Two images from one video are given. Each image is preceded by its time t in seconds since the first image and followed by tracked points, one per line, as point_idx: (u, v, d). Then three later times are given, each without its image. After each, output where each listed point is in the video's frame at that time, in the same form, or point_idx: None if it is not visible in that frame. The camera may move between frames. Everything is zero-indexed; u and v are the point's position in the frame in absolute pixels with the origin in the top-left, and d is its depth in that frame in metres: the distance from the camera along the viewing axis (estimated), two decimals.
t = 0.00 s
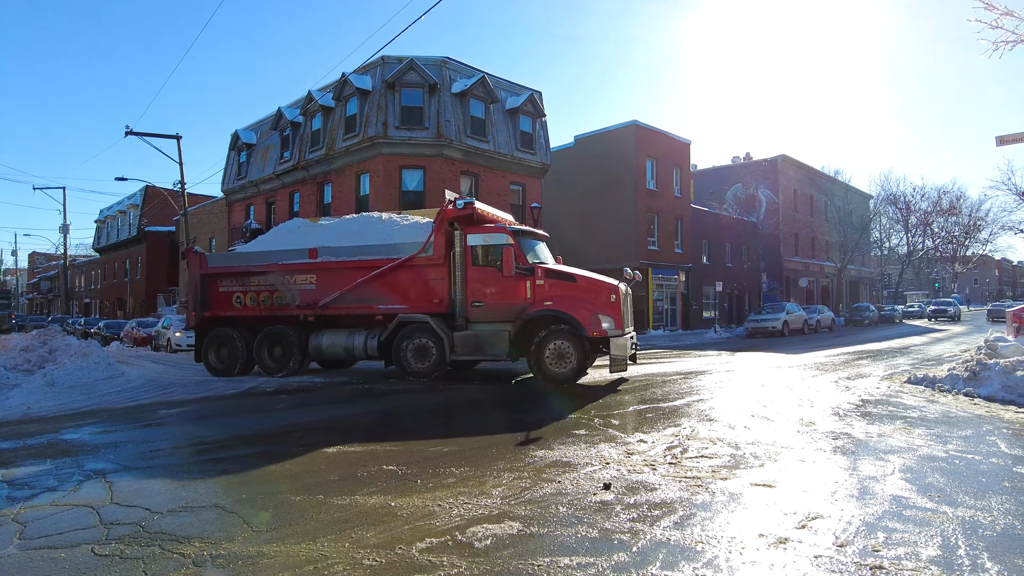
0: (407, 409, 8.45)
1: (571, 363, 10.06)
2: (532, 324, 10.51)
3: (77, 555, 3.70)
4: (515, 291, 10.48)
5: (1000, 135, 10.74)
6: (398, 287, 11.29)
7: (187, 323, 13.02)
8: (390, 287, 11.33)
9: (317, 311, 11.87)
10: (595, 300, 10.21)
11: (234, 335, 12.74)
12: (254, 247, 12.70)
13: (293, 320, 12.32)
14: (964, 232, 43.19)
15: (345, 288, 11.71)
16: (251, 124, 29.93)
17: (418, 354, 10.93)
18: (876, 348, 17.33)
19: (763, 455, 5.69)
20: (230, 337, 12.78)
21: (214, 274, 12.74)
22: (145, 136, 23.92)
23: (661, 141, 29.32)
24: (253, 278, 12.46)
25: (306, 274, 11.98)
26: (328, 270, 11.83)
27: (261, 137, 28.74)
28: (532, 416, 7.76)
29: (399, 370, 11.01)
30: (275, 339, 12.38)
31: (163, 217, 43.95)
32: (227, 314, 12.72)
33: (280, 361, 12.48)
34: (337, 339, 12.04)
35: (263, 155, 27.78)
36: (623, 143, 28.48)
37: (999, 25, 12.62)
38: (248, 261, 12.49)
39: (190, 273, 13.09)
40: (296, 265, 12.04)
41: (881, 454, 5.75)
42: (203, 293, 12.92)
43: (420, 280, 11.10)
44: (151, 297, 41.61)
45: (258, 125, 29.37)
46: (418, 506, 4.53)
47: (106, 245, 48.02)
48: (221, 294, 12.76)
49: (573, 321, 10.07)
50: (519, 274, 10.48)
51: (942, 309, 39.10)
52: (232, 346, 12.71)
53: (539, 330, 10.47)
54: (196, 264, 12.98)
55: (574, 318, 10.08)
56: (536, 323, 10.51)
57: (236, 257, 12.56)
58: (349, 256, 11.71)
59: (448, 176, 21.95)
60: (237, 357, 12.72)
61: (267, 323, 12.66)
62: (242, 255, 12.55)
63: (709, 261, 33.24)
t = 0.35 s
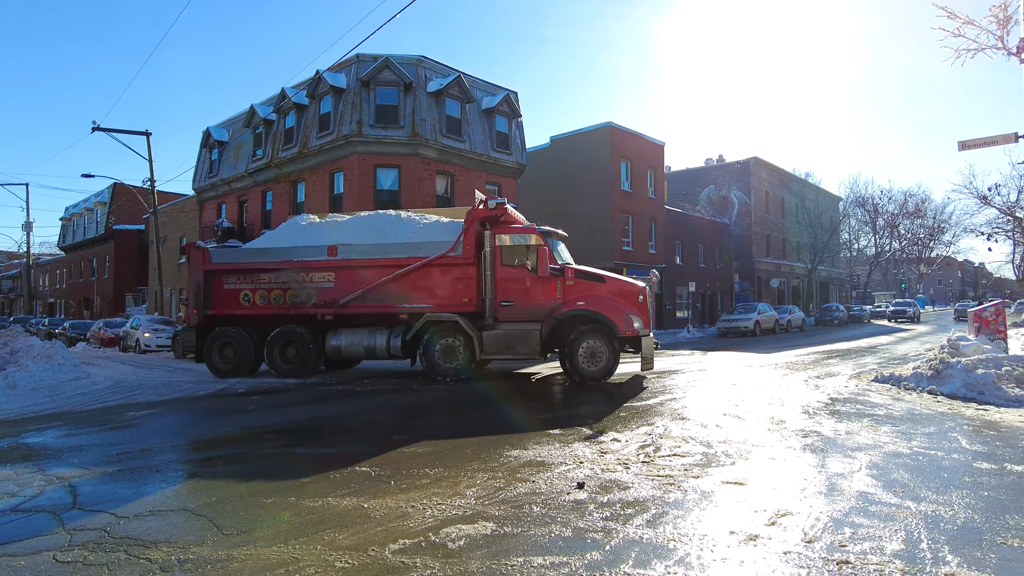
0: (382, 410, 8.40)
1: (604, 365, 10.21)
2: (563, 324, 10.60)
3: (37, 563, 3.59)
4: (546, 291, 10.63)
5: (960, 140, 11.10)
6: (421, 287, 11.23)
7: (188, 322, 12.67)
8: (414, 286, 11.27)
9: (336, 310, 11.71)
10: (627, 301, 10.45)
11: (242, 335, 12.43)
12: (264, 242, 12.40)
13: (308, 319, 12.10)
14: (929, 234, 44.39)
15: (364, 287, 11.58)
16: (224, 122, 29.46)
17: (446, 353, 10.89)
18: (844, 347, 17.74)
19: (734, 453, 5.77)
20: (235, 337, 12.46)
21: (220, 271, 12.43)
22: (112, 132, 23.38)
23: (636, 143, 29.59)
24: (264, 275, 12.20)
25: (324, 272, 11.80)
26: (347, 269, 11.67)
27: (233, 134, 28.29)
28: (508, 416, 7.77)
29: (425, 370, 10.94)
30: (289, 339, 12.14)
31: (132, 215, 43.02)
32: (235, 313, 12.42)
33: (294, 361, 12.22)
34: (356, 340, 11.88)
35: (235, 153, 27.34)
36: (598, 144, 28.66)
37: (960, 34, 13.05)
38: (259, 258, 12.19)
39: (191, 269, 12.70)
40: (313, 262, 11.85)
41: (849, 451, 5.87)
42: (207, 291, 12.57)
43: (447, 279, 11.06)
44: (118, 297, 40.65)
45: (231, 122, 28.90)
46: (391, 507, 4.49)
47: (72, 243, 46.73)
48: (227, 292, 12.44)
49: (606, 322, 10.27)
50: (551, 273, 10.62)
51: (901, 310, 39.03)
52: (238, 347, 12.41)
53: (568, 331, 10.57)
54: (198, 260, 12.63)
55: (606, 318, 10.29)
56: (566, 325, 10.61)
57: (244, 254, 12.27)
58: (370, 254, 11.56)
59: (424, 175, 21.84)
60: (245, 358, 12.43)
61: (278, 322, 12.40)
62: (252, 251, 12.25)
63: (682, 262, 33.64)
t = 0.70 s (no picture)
0: (360, 410, 8.32)
1: (634, 365, 10.55)
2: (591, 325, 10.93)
3: None
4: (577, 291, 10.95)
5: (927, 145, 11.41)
6: (451, 286, 11.23)
7: (199, 320, 12.19)
8: (442, 286, 11.25)
9: (361, 309, 11.55)
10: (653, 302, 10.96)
11: (258, 334, 12.04)
12: (283, 240, 12.11)
13: (330, 318, 11.85)
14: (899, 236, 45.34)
15: (391, 286, 11.46)
16: (197, 119, 28.99)
17: (476, 352, 10.81)
18: (817, 347, 18.05)
19: (709, 451, 5.84)
20: (250, 337, 12.05)
21: (236, 269, 12.07)
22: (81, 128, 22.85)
23: (613, 144, 29.78)
24: (282, 272, 11.87)
25: (349, 270, 11.62)
26: (373, 268, 11.53)
27: (208, 131, 27.86)
28: (486, 416, 7.75)
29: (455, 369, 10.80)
30: (309, 339, 11.82)
31: (103, 213, 42.14)
32: (250, 312, 12.06)
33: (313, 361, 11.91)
34: (380, 339, 11.66)
35: (210, 150, 26.90)
36: (576, 144, 28.77)
37: (927, 41, 13.39)
38: (279, 255, 11.87)
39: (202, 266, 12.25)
40: (338, 261, 11.64)
41: (821, 449, 5.98)
42: (220, 289, 12.15)
43: (478, 279, 11.12)
44: (88, 296, 39.68)
45: (205, 119, 28.45)
46: (366, 509, 4.46)
47: (39, 241, 45.53)
48: (241, 290, 12.07)
49: (636, 321, 10.73)
50: (582, 274, 10.97)
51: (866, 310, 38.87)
52: (253, 347, 12.00)
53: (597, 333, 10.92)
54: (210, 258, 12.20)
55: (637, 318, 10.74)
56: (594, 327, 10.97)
57: (262, 251, 11.94)
58: (398, 254, 11.48)
59: (401, 174, 21.69)
60: (260, 358, 12.01)
61: (295, 321, 12.09)
62: (271, 248, 11.93)
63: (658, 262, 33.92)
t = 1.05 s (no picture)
0: (341, 411, 8.27)
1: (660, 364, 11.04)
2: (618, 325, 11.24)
3: None
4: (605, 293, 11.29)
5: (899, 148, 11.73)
6: (486, 286, 11.16)
7: (220, 321, 11.45)
8: (477, 287, 11.17)
9: (396, 310, 11.21)
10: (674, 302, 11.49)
11: (284, 335, 11.52)
12: (307, 238, 11.50)
13: (361, 318, 11.45)
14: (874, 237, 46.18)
15: (426, 286, 11.21)
16: (175, 116, 28.57)
17: (509, 351, 10.96)
18: (794, 346, 18.38)
19: (688, 450, 5.89)
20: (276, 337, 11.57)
21: (260, 268, 11.41)
22: (54, 124, 22.39)
23: (594, 145, 29.91)
24: (310, 272, 11.30)
25: (382, 270, 11.23)
26: (408, 268, 11.23)
27: (185, 129, 27.45)
28: (466, 416, 7.74)
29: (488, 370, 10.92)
30: (339, 338, 11.46)
31: (76, 211, 41.37)
32: (276, 312, 11.44)
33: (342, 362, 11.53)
34: (412, 339, 11.44)
35: (187, 148, 26.52)
36: (557, 145, 28.84)
37: (901, 46, 13.66)
38: (306, 254, 11.29)
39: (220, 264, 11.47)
40: (370, 260, 11.23)
41: (797, 447, 6.06)
42: (242, 287, 11.46)
43: (512, 280, 11.11)
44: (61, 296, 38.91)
45: (182, 117, 28.02)
46: (345, 510, 4.42)
47: (10, 240, 44.51)
48: (266, 289, 11.43)
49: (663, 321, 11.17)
50: (611, 276, 11.30)
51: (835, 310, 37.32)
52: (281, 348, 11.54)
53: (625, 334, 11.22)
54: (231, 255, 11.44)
55: (663, 318, 11.23)
56: (619, 328, 11.30)
57: (286, 249, 11.30)
58: (434, 254, 11.25)
59: (382, 173, 21.55)
60: (289, 359, 11.57)
61: (323, 321, 11.62)
62: (297, 246, 11.33)
63: (638, 262, 34.18)
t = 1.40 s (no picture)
0: (326, 411, 8.21)
1: (682, 364, 11.73)
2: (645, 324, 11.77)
3: None
4: (632, 293, 11.83)
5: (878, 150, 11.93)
6: (519, 286, 11.46)
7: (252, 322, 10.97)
8: (511, 287, 11.45)
9: (433, 310, 11.31)
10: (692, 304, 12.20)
11: (321, 335, 11.28)
12: (342, 236, 11.29)
13: (396, 318, 11.42)
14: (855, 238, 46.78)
15: (462, 286, 11.36)
16: (156, 113, 28.20)
17: (542, 350, 11.34)
18: (777, 345, 18.61)
19: (672, 449, 5.94)
20: (312, 336, 11.29)
21: (295, 267, 11.06)
22: (31, 121, 21.99)
23: (579, 145, 29.99)
24: (346, 271, 11.14)
25: (419, 269, 11.27)
26: (445, 268, 11.31)
27: (167, 126, 27.09)
28: (452, 416, 7.73)
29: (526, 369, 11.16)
30: (377, 337, 11.40)
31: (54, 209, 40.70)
32: (312, 312, 11.13)
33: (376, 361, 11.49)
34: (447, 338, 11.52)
35: (168, 146, 26.19)
36: (542, 145, 28.88)
37: (880, 50, 13.87)
38: (343, 252, 11.11)
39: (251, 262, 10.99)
40: (408, 260, 11.22)
41: (779, 446, 6.13)
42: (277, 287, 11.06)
43: (545, 280, 11.51)
44: (38, 296, 38.23)
45: (164, 114, 27.66)
46: (329, 512, 4.39)
47: None
48: (301, 288, 11.10)
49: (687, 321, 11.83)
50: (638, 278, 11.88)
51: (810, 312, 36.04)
52: (320, 348, 11.24)
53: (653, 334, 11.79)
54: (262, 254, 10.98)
55: (686, 318, 11.92)
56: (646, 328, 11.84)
57: (324, 248, 11.08)
58: (471, 255, 11.36)
59: (366, 172, 21.41)
60: (326, 359, 11.33)
61: (357, 321, 11.49)
62: (333, 244, 11.13)
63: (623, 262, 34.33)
